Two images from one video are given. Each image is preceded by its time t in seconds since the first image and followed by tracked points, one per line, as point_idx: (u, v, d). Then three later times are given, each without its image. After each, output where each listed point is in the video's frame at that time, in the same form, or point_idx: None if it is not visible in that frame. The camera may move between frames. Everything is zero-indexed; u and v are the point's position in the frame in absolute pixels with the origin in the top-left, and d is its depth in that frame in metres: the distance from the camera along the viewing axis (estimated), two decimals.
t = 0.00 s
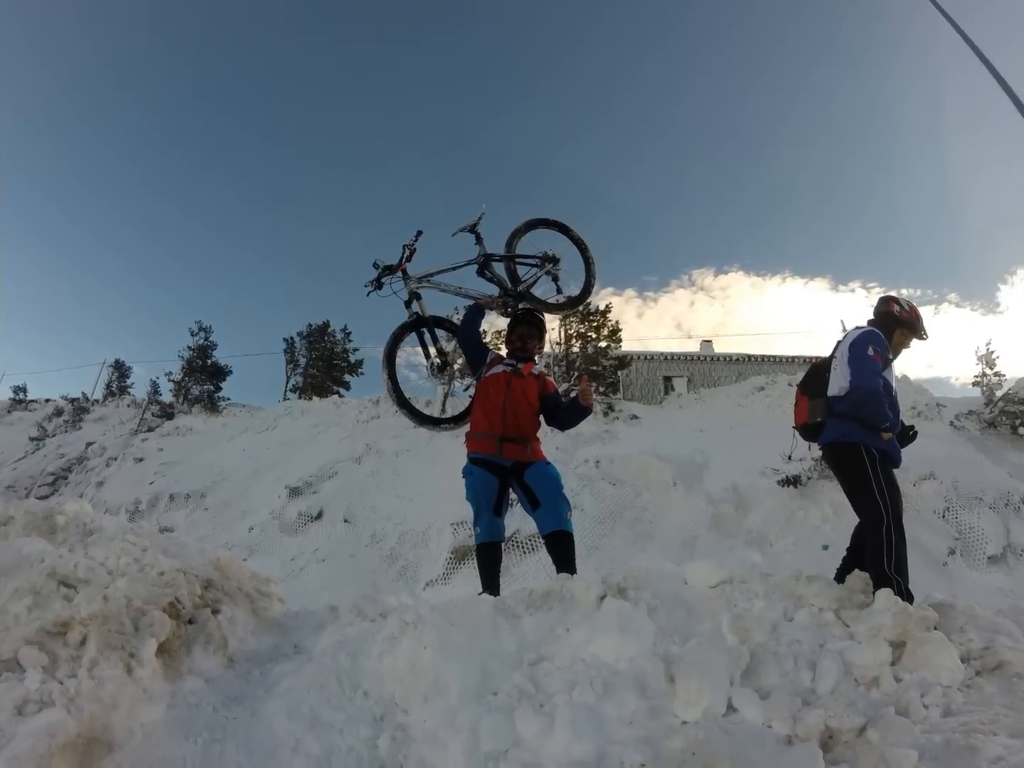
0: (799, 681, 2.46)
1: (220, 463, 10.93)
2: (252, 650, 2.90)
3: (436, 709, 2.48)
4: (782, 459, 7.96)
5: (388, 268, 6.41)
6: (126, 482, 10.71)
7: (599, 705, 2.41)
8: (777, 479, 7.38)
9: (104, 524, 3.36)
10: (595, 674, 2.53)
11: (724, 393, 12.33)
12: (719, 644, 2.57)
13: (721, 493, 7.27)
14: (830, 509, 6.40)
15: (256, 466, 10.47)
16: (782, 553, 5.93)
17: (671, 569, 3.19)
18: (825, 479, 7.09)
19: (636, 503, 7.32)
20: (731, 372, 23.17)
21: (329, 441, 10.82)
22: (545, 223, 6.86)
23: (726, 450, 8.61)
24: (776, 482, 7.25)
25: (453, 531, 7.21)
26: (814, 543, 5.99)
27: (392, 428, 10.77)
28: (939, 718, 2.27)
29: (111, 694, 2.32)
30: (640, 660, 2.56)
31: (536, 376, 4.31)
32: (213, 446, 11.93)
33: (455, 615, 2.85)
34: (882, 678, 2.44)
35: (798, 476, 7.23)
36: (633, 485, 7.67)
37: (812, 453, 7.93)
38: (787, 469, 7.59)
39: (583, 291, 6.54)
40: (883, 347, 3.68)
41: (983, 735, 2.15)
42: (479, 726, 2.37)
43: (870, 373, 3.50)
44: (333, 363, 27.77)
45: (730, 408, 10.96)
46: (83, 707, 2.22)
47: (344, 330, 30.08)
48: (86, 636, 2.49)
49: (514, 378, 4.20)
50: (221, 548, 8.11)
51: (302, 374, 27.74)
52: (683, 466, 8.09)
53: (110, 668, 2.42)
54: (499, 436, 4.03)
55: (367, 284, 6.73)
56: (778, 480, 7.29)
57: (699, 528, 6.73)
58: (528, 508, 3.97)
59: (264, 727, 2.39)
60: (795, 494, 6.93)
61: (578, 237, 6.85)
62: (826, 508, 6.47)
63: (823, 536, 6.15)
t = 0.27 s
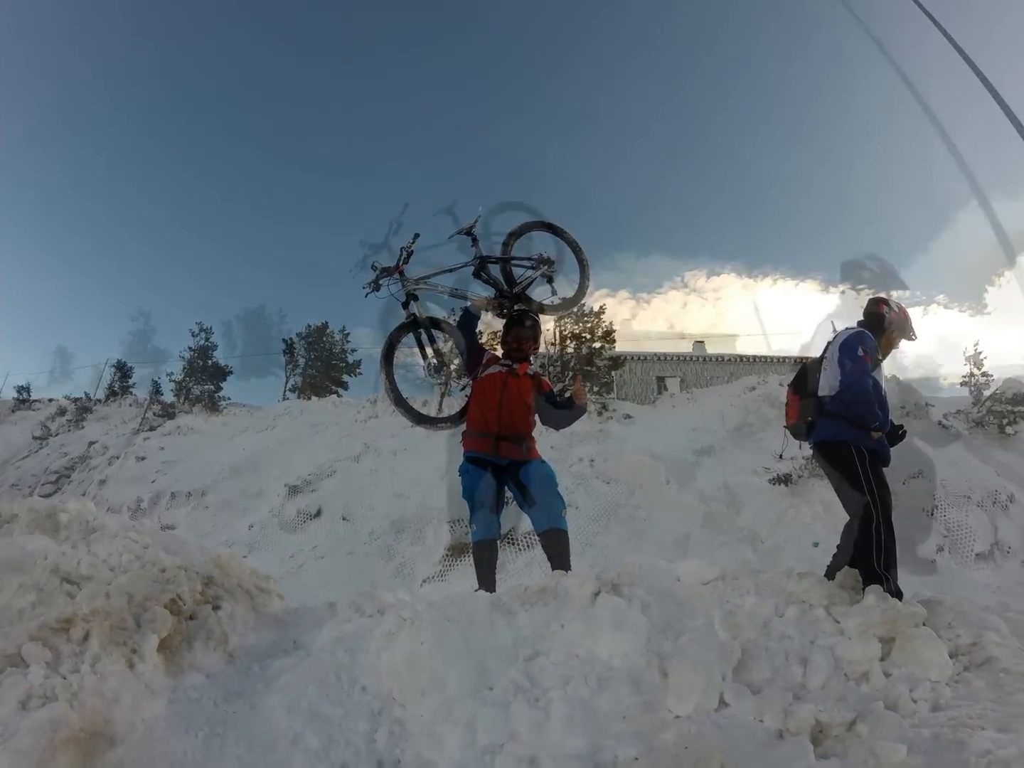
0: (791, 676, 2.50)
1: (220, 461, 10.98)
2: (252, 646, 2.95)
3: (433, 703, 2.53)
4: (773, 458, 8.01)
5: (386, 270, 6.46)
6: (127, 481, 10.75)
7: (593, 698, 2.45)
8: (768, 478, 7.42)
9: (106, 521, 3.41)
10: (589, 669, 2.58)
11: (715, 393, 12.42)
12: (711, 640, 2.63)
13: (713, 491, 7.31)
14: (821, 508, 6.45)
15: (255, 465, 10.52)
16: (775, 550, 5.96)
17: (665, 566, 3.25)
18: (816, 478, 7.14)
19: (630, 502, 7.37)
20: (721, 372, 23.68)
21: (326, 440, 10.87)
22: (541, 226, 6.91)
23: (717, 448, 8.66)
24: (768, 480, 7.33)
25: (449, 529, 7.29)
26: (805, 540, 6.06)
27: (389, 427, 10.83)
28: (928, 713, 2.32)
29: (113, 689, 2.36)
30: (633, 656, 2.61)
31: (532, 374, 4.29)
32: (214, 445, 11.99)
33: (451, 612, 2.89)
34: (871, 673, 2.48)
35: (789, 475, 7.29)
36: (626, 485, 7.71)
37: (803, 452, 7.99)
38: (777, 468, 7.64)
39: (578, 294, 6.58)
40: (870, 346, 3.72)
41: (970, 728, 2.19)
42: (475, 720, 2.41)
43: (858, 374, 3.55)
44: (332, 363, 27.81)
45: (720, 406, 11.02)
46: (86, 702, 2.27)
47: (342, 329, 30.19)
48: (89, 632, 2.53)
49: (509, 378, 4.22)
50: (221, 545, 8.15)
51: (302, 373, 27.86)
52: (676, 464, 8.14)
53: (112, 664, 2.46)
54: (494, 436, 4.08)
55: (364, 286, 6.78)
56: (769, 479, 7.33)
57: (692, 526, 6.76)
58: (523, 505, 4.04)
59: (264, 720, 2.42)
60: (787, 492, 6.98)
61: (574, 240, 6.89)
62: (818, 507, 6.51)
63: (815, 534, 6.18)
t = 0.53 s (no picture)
0: (782, 671, 2.56)
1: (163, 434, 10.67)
2: (251, 640, 2.95)
3: (431, 700, 2.51)
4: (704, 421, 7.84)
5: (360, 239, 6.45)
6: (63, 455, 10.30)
7: (587, 691, 2.50)
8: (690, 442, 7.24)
9: (105, 519, 3.43)
10: (581, 664, 2.64)
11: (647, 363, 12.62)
12: (702, 638, 2.75)
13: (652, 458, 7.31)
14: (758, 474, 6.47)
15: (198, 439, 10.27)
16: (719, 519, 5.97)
17: (661, 565, 3.38)
18: (744, 441, 7.11)
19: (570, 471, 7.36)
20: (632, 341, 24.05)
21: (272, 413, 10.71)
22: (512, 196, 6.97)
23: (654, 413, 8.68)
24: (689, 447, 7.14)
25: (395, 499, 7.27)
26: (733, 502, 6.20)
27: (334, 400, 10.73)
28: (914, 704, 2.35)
29: (58, 672, 2.35)
30: (625, 651, 2.68)
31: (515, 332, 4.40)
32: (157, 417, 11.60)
33: (449, 613, 2.93)
34: (862, 671, 2.54)
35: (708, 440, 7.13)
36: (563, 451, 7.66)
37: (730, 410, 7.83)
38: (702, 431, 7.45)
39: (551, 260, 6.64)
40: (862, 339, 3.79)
41: (878, 682, 2.47)
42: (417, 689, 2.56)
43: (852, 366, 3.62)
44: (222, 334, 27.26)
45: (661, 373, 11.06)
46: (89, 697, 2.31)
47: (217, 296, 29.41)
48: (93, 628, 2.56)
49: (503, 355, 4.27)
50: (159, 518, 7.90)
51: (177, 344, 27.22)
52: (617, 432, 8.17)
53: (115, 658, 2.50)
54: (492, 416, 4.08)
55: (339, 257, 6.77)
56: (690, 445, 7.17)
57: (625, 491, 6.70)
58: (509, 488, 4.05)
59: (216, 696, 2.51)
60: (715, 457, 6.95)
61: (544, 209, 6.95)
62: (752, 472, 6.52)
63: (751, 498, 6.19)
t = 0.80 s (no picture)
0: (703, 633, 2.73)
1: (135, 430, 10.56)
2: (176, 620, 2.85)
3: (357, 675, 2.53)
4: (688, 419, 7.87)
5: (352, 229, 6.37)
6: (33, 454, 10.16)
7: (514, 664, 2.57)
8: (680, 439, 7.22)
9: (19, 502, 3.21)
10: (507, 635, 2.68)
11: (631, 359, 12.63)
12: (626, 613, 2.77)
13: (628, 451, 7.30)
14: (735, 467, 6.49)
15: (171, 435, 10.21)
16: (691, 510, 5.95)
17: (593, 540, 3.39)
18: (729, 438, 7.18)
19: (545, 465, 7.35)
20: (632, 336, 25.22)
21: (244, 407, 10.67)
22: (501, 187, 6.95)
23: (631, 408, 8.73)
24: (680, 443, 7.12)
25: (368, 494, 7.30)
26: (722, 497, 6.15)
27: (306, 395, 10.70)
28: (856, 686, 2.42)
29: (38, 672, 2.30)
30: (554, 628, 2.71)
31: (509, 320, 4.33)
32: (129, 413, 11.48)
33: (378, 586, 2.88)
34: (779, 628, 2.75)
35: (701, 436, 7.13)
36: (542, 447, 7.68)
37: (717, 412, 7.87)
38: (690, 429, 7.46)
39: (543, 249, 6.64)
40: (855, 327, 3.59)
41: (875, 679, 2.44)
42: (399, 686, 2.48)
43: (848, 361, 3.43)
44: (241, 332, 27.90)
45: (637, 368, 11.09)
46: (10, 686, 2.22)
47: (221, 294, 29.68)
48: (11, 616, 2.42)
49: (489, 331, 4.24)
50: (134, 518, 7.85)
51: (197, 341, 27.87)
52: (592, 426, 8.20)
53: (37, 645, 2.39)
54: (470, 389, 4.06)
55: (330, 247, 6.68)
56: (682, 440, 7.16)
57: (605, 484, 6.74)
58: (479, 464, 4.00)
59: (196, 694, 2.45)
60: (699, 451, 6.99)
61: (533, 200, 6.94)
62: (730, 465, 6.52)
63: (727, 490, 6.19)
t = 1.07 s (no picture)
0: (698, 631, 2.70)
1: (121, 427, 10.54)
2: (161, 618, 2.81)
3: (346, 669, 2.50)
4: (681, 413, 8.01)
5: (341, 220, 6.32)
6: (20, 452, 10.14)
7: (505, 660, 2.52)
8: (675, 433, 7.40)
9: None
10: (499, 629, 2.64)
11: (624, 350, 12.60)
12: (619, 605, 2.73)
13: (620, 447, 7.31)
14: (729, 463, 6.49)
15: (157, 430, 10.18)
16: (683, 506, 5.95)
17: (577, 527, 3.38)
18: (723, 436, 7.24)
19: (537, 461, 7.34)
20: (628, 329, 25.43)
21: (230, 402, 10.66)
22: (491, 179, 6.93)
23: (622, 404, 8.76)
24: (675, 437, 7.31)
25: (356, 490, 7.31)
26: (714, 493, 6.12)
27: (295, 390, 10.70)
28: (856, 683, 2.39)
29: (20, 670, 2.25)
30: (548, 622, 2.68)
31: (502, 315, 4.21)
32: (115, 410, 11.48)
33: (363, 577, 2.83)
34: (777, 626, 2.72)
35: (697, 431, 7.32)
36: (534, 443, 7.68)
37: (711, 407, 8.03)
38: (685, 424, 7.63)
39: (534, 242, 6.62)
40: (851, 317, 3.51)
41: (873, 678, 2.40)
42: (388, 684, 2.43)
43: (845, 353, 3.35)
44: (233, 326, 28.35)
45: (628, 364, 11.10)
46: None
47: (216, 289, 30.17)
48: None
49: (480, 323, 4.15)
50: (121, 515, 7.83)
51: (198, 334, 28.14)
52: (585, 422, 8.20)
53: (18, 644, 2.33)
54: (463, 384, 4.00)
55: (319, 239, 6.64)
56: (677, 434, 7.34)
57: (598, 480, 6.75)
58: (469, 459, 3.98)
59: (181, 692, 2.40)
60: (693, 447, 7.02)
61: (524, 192, 6.92)
62: (724, 460, 6.53)
63: (719, 486, 6.19)
